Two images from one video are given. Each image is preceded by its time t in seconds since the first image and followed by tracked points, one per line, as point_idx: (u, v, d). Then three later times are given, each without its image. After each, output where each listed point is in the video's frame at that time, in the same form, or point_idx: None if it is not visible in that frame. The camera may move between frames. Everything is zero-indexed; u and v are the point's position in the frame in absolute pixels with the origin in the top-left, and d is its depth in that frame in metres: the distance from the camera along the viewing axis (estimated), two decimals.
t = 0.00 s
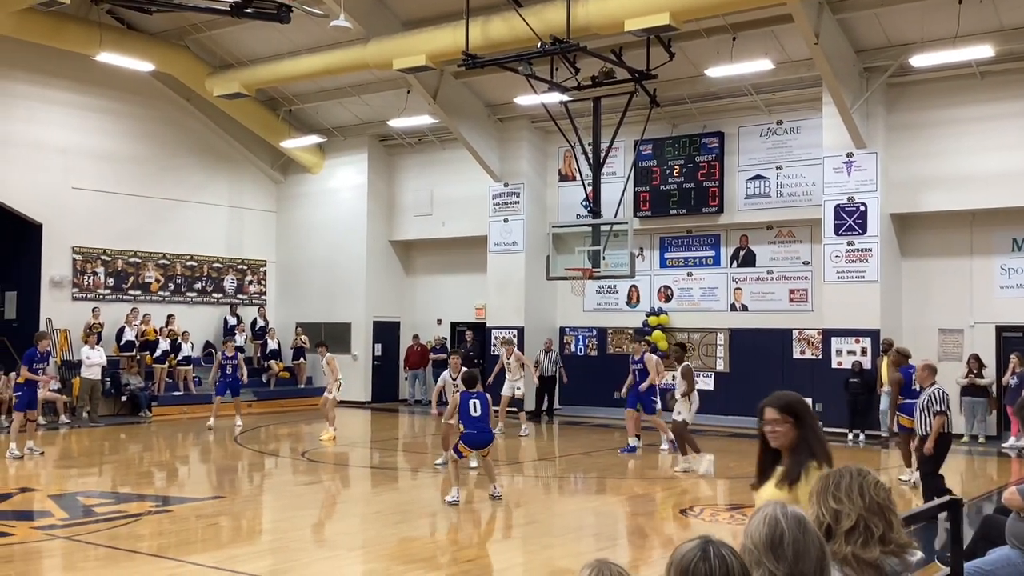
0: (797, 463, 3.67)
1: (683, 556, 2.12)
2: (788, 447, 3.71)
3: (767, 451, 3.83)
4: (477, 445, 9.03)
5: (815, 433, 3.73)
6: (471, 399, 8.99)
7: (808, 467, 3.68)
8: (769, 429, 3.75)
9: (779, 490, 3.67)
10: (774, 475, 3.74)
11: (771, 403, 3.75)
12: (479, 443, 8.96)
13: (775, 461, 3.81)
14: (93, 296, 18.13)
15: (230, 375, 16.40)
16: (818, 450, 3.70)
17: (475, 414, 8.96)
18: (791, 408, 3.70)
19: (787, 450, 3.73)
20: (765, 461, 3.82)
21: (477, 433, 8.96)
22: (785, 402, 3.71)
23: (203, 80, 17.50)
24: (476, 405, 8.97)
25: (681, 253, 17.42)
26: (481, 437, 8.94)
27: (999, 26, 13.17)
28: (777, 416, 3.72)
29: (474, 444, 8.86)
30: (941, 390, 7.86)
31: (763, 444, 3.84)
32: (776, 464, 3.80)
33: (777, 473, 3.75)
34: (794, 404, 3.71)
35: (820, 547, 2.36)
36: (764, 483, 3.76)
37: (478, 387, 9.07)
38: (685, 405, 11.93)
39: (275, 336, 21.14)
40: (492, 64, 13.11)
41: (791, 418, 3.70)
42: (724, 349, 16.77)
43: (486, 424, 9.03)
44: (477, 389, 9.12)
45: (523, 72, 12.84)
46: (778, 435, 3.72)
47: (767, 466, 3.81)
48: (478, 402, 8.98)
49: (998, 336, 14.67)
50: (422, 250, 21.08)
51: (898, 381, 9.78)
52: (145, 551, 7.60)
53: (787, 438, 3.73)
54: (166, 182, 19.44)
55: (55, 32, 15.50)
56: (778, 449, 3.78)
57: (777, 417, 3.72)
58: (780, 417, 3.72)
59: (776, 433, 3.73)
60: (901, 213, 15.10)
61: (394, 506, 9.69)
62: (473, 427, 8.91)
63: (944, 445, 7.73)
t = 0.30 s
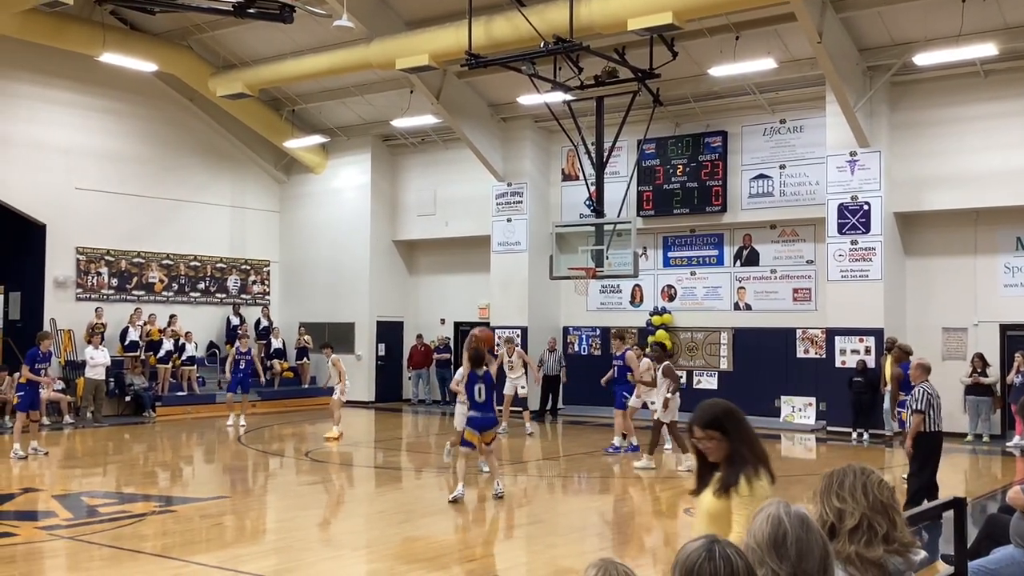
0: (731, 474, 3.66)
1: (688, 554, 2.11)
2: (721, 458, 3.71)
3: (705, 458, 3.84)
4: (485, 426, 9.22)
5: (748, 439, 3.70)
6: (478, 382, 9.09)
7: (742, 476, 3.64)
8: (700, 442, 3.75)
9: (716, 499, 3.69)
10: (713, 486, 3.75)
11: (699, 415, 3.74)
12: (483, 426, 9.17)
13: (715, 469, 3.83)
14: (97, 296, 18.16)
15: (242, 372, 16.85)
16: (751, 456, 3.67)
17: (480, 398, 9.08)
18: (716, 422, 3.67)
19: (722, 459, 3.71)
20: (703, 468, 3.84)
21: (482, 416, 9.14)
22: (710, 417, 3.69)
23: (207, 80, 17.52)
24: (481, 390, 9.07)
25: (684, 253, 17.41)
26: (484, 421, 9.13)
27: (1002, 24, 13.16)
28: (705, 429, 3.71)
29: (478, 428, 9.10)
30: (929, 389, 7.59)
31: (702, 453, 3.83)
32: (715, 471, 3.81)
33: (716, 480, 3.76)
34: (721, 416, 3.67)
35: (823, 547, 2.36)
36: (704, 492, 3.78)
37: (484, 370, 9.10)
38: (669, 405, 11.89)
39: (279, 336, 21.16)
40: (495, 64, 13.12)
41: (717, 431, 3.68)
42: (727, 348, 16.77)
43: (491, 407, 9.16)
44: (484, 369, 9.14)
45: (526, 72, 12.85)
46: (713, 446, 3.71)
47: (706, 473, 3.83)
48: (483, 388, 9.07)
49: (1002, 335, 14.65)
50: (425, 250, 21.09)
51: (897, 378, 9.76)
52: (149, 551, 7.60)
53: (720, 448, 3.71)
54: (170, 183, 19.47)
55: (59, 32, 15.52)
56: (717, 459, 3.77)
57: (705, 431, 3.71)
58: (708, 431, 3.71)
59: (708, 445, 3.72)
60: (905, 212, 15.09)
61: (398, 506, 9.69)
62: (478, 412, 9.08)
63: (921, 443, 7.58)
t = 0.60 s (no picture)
0: (669, 483, 3.15)
1: (690, 555, 2.11)
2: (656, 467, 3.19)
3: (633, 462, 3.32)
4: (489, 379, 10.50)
5: (683, 439, 3.21)
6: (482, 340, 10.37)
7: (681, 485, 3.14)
8: (634, 450, 3.22)
9: (657, 509, 3.19)
10: (649, 497, 3.24)
11: (627, 421, 3.21)
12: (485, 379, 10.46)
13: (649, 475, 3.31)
14: (99, 297, 18.18)
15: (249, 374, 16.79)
16: (690, 458, 3.17)
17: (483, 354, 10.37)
18: (647, 424, 3.17)
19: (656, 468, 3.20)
20: (627, 474, 3.32)
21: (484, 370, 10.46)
22: (638, 419, 3.18)
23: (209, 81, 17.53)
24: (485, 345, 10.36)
25: (686, 253, 17.40)
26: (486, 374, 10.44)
27: (1004, 23, 13.15)
28: (637, 436, 3.19)
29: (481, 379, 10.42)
30: (919, 389, 7.56)
31: (632, 462, 3.31)
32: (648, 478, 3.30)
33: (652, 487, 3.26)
34: (653, 420, 3.17)
35: (825, 548, 2.36)
36: (638, 501, 3.27)
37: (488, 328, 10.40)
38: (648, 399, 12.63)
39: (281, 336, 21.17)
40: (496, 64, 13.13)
41: (649, 436, 3.17)
42: (729, 348, 16.78)
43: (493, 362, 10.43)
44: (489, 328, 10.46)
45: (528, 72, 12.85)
46: (645, 455, 3.21)
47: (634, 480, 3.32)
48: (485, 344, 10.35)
49: (1004, 335, 14.66)
50: (427, 250, 21.09)
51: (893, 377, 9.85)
52: (151, 552, 7.62)
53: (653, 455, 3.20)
54: (171, 183, 19.47)
55: (61, 33, 15.54)
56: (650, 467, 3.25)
57: (636, 438, 3.19)
58: (639, 437, 3.19)
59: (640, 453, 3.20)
60: (907, 212, 15.07)
61: (400, 507, 9.68)
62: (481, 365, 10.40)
63: (909, 443, 7.61)
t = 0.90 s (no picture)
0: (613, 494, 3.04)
1: (695, 554, 2.10)
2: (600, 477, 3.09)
3: (574, 476, 3.19)
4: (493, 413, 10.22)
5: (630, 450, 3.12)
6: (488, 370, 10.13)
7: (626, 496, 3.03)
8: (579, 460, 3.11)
9: (601, 523, 3.06)
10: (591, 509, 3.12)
11: (572, 429, 3.12)
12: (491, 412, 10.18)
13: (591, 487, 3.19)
14: (101, 298, 18.20)
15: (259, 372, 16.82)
16: (637, 469, 3.07)
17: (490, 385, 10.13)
18: (594, 432, 3.07)
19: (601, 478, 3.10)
20: (566, 491, 3.18)
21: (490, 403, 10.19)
22: (584, 427, 3.08)
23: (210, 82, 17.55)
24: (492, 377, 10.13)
25: (688, 254, 17.41)
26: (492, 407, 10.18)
27: (1006, 24, 13.13)
28: (582, 445, 3.09)
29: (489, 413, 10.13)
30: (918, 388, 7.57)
31: (575, 474, 3.20)
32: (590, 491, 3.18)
33: (593, 503, 3.13)
34: (599, 428, 3.07)
35: (829, 549, 2.36)
36: (580, 516, 3.13)
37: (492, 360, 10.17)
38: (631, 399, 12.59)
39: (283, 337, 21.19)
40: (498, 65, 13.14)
41: (594, 445, 3.07)
42: (731, 349, 16.78)
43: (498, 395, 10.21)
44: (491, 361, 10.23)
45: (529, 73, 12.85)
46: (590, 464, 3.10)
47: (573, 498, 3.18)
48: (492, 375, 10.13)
49: (1006, 335, 14.65)
50: (428, 251, 21.09)
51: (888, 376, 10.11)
52: (153, 552, 7.62)
53: (598, 466, 3.10)
54: (172, 183, 19.48)
55: (63, 35, 15.57)
56: (593, 478, 3.14)
57: (581, 447, 3.09)
58: (585, 446, 3.09)
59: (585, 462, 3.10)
60: (909, 212, 15.06)
61: (401, 508, 9.68)
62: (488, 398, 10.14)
63: (907, 442, 7.61)
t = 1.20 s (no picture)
0: (549, 494, 3.08)
1: (698, 554, 2.10)
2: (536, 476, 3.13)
3: (514, 477, 3.22)
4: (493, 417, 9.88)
5: (569, 450, 3.15)
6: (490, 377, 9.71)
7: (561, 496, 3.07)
8: (515, 457, 3.15)
9: (533, 527, 3.10)
10: (526, 510, 3.16)
11: (511, 425, 3.15)
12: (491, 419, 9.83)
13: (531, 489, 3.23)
14: (104, 299, 18.22)
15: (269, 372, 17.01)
16: (574, 472, 3.10)
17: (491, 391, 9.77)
18: (531, 430, 3.11)
19: (537, 477, 3.13)
20: (508, 490, 3.23)
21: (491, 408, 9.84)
22: (521, 424, 3.12)
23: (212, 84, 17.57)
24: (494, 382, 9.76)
25: (689, 255, 17.41)
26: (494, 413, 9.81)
27: (1007, 25, 13.11)
28: (520, 441, 3.13)
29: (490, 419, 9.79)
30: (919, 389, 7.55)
31: (514, 474, 3.23)
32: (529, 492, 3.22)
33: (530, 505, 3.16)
34: (540, 426, 3.11)
35: (832, 550, 2.36)
36: (517, 518, 3.17)
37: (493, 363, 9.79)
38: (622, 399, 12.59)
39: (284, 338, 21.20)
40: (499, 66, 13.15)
41: (531, 443, 3.11)
42: (733, 350, 16.77)
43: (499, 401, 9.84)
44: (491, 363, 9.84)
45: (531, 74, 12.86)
46: (526, 463, 3.14)
47: (514, 498, 3.22)
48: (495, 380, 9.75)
49: (1008, 337, 14.63)
50: (430, 252, 21.09)
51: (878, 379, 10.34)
52: (154, 553, 7.63)
53: (534, 464, 3.13)
54: (174, 185, 19.49)
55: (65, 36, 15.60)
56: (531, 478, 3.18)
57: (518, 445, 3.13)
58: (522, 444, 3.13)
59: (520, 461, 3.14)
60: (911, 214, 15.05)
61: (402, 509, 9.68)
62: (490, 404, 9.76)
63: (908, 443, 7.59)
